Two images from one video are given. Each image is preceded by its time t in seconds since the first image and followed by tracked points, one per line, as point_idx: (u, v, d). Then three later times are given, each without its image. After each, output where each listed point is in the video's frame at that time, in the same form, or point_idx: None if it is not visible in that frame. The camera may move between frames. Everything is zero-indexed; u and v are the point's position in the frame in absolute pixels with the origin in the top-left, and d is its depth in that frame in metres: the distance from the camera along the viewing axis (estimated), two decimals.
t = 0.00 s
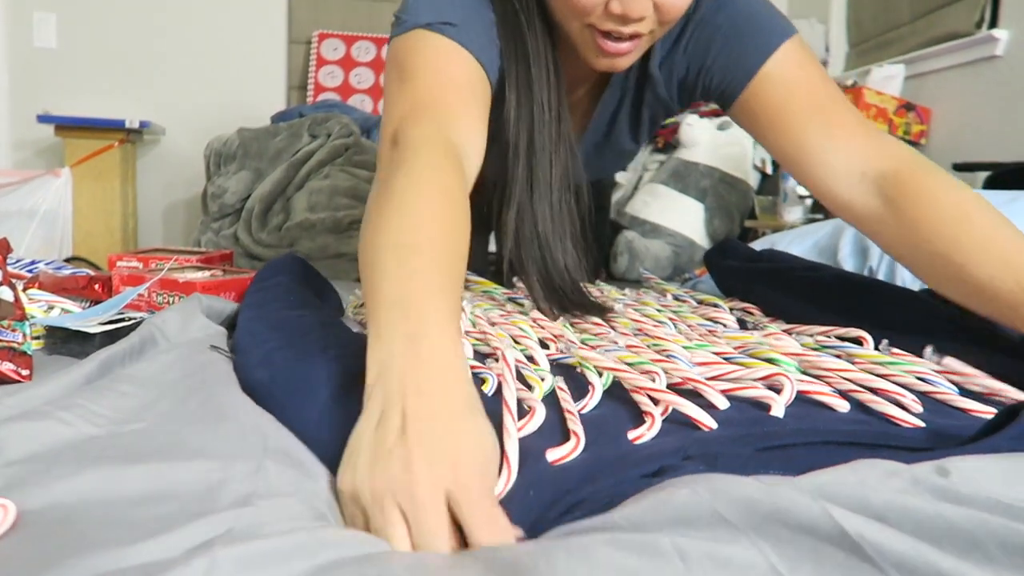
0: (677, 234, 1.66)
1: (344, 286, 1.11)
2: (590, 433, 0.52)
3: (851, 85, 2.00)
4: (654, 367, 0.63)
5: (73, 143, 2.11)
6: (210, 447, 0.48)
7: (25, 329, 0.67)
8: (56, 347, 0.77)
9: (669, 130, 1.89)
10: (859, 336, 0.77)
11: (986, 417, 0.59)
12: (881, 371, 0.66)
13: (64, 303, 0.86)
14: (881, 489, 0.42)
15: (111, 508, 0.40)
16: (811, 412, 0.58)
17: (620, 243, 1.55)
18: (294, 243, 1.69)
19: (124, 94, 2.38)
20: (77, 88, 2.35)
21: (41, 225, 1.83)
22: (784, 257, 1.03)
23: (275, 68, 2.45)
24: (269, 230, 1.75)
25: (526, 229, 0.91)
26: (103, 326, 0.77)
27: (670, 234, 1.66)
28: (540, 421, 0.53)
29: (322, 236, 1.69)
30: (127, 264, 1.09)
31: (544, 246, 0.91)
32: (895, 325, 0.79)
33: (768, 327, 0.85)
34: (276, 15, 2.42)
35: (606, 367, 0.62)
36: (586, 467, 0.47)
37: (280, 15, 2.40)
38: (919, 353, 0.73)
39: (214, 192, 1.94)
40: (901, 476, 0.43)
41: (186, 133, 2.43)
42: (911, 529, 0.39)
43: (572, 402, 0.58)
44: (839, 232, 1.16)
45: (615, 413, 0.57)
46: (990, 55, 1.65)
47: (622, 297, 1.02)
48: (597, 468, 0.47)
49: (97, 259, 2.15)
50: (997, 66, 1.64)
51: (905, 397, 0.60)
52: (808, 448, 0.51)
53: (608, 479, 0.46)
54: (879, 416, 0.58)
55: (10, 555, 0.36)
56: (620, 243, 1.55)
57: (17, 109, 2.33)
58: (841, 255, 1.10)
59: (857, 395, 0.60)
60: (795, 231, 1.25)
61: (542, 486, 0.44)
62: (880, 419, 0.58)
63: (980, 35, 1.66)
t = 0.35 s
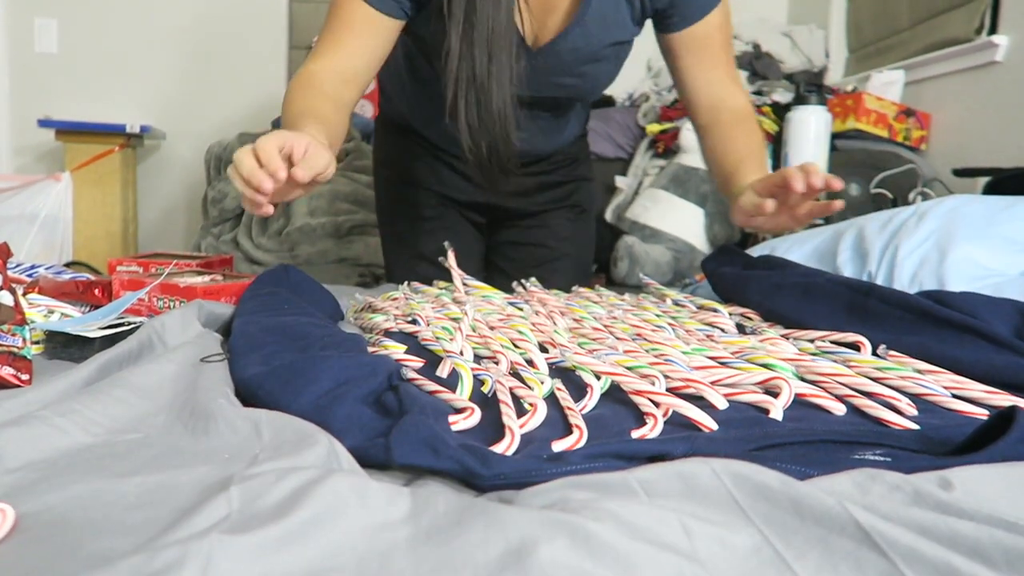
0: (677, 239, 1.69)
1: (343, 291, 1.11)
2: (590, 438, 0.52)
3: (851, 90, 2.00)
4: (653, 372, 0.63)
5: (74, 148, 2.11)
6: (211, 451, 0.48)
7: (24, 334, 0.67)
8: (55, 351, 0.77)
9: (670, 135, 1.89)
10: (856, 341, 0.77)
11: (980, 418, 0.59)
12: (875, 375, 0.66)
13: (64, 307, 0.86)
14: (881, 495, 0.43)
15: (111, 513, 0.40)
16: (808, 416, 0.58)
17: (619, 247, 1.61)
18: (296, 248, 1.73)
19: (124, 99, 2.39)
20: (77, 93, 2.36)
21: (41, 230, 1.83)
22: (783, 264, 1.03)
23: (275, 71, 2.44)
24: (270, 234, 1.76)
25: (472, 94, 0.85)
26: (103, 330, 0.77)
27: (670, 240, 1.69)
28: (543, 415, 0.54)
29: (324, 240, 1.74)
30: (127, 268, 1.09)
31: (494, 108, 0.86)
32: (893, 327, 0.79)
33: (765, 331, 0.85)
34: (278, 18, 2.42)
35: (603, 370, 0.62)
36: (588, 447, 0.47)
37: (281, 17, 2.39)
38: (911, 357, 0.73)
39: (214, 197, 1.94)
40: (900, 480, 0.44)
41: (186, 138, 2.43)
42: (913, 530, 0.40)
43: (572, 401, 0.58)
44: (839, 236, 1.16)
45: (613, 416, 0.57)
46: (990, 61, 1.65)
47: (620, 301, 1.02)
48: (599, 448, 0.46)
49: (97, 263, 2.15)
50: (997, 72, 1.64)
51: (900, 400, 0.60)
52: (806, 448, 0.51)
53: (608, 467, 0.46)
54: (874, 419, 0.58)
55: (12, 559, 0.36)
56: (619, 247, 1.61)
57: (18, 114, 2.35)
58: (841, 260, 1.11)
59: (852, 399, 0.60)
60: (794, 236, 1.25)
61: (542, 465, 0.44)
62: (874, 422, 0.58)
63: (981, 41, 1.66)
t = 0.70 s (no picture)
0: (677, 242, 1.69)
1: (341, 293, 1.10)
2: (591, 441, 0.52)
3: (851, 93, 2.01)
4: (653, 375, 0.62)
5: (74, 152, 2.12)
6: (211, 455, 0.48)
7: (25, 337, 0.67)
8: (55, 355, 0.77)
9: (669, 139, 1.89)
10: (855, 344, 0.77)
11: (979, 421, 0.59)
12: (875, 378, 0.66)
13: (64, 311, 0.86)
14: (881, 500, 0.43)
15: (111, 516, 0.40)
16: (808, 419, 0.58)
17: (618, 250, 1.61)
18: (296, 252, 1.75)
19: (124, 103, 2.39)
20: (77, 96, 2.37)
21: (41, 233, 1.83)
22: (782, 267, 1.03)
23: (275, 76, 2.44)
24: (271, 238, 1.78)
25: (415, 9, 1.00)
26: (103, 334, 0.77)
27: (670, 243, 1.69)
28: (543, 418, 0.54)
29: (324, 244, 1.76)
30: (127, 271, 1.09)
31: (441, 23, 1.01)
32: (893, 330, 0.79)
33: (765, 334, 0.85)
34: (279, 20, 2.42)
35: (603, 373, 0.62)
36: (588, 450, 0.47)
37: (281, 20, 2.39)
38: (911, 359, 0.73)
39: (214, 200, 1.94)
40: (901, 484, 0.44)
41: (185, 141, 2.43)
42: (912, 534, 0.39)
43: (572, 405, 0.58)
44: (839, 239, 1.16)
45: (613, 419, 0.56)
46: (990, 64, 1.65)
47: (620, 304, 1.02)
48: (599, 450, 0.46)
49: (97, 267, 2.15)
50: (997, 75, 1.64)
51: (899, 403, 0.60)
52: (806, 451, 0.51)
53: (608, 469, 0.46)
54: (874, 422, 0.58)
55: (11, 563, 0.36)
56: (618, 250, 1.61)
57: (19, 118, 2.35)
58: (840, 263, 1.11)
59: (852, 402, 0.60)
60: (795, 239, 1.25)
61: (542, 467, 0.44)
62: (874, 425, 0.58)
63: (980, 44, 1.66)
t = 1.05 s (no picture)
0: (677, 246, 1.70)
1: (342, 296, 1.10)
2: (591, 446, 0.52)
3: (851, 97, 2.01)
4: (653, 379, 0.62)
5: (75, 156, 2.12)
6: (211, 459, 0.48)
7: (24, 341, 0.67)
8: (55, 359, 0.77)
9: (669, 143, 1.89)
10: (855, 348, 0.77)
11: (980, 425, 0.59)
12: (875, 383, 0.66)
13: (64, 315, 0.86)
14: (882, 504, 0.43)
15: (110, 520, 0.40)
16: (809, 423, 0.58)
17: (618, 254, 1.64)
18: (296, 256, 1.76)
19: (124, 107, 2.40)
20: (77, 100, 2.37)
21: (41, 237, 1.83)
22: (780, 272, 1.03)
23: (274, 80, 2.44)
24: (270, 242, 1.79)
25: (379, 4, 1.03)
26: (102, 337, 0.76)
27: (670, 248, 1.71)
28: (543, 422, 0.54)
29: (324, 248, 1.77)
30: (127, 275, 1.09)
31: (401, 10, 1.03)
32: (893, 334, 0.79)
33: (765, 338, 0.85)
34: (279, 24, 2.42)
35: (603, 377, 0.62)
36: (589, 454, 0.47)
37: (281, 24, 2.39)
38: (911, 363, 0.73)
39: (214, 204, 1.94)
40: (901, 489, 0.43)
41: (186, 145, 2.44)
42: (913, 539, 0.39)
43: (572, 409, 0.58)
44: (838, 243, 1.16)
45: (614, 424, 0.56)
46: (989, 68, 1.65)
47: (620, 308, 1.01)
48: (599, 455, 0.46)
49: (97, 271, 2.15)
50: (996, 79, 1.64)
51: (900, 407, 0.60)
52: (806, 455, 0.50)
53: (608, 473, 0.45)
54: (874, 426, 0.58)
55: (10, 566, 0.36)
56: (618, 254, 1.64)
57: (20, 122, 2.36)
58: (840, 268, 1.11)
59: (852, 406, 0.60)
60: (794, 243, 1.25)
61: (542, 472, 0.44)
62: (874, 429, 0.57)
63: (979, 48, 1.66)
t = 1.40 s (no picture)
0: (677, 250, 1.71)
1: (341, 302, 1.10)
2: (591, 450, 0.52)
3: (851, 101, 2.01)
4: (653, 384, 0.62)
5: (76, 160, 2.12)
6: (210, 464, 0.48)
7: (24, 345, 0.67)
8: (55, 363, 0.76)
9: (669, 147, 1.89)
10: (855, 352, 0.77)
11: (980, 429, 0.59)
12: (875, 387, 0.66)
13: (64, 319, 0.86)
14: (883, 509, 0.42)
15: (109, 525, 0.40)
16: (810, 428, 0.58)
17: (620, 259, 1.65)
18: (296, 260, 1.77)
19: (125, 112, 2.40)
20: (77, 104, 2.37)
21: (42, 241, 1.84)
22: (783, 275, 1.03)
23: (274, 84, 2.44)
24: (271, 246, 1.80)
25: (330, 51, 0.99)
26: (102, 342, 0.76)
27: (670, 251, 1.71)
28: (543, 426, 0.54)
29: (324, 252, 1.79)
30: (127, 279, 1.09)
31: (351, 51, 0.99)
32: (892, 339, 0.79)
33: (765, 343, 0.85)
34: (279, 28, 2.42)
35: (603, 382, 0.62)
36: (588, 458, 0.47)
37: (281, 28, 2.39)
38: (911, 368, 0.73)
39: (214, 208, 1.94)
40: (902, 494, 0.43)
41: (187, 150, 2.44)
42: (913, 543, 0.39)
43: (572, 413, 0.58)
44: (838, 247, 1.16)
45: (614, 428, 0.56)
46: (989, 72, 1.66)
47: (620, 312, 1.02)
48: (599, 459, 0.46)
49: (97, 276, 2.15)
50: (995, 83, 1.64)
51: (900, 411, 0.60)
52: (806, 459, 0.50)
53: (609, 477, 0.45)
54: (874, 430, 0.58)
55: (9, 570, 0.36)
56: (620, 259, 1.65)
57: (21, 126, 2.36)
58: (840, 272, 1.11)
59: (852, 411, 0.60)
60: (794, 247, 1.25)
61: (542, 476, 0.44)
62: (874, 433, 0.57)
63: (979, 53, 1.66)
